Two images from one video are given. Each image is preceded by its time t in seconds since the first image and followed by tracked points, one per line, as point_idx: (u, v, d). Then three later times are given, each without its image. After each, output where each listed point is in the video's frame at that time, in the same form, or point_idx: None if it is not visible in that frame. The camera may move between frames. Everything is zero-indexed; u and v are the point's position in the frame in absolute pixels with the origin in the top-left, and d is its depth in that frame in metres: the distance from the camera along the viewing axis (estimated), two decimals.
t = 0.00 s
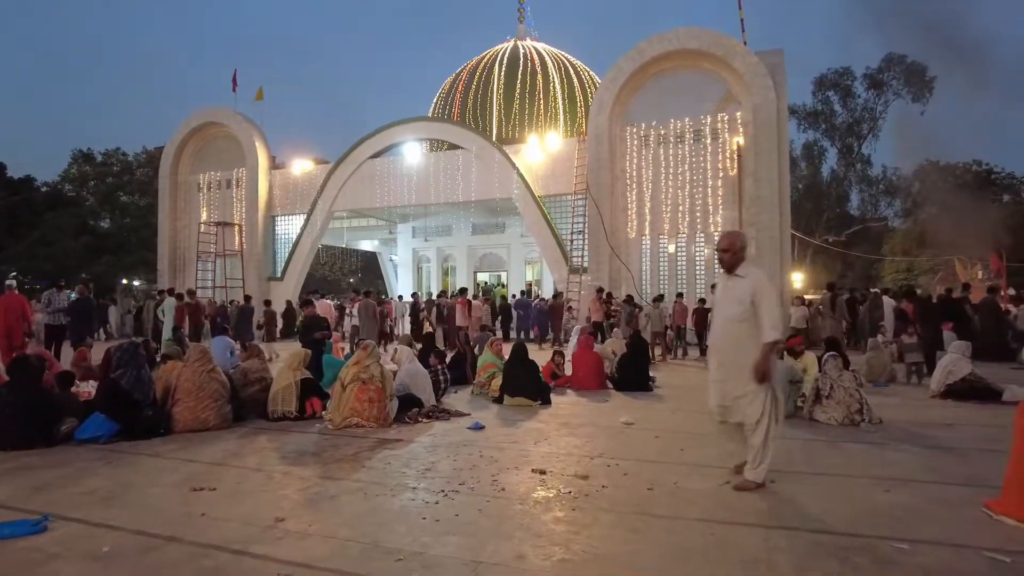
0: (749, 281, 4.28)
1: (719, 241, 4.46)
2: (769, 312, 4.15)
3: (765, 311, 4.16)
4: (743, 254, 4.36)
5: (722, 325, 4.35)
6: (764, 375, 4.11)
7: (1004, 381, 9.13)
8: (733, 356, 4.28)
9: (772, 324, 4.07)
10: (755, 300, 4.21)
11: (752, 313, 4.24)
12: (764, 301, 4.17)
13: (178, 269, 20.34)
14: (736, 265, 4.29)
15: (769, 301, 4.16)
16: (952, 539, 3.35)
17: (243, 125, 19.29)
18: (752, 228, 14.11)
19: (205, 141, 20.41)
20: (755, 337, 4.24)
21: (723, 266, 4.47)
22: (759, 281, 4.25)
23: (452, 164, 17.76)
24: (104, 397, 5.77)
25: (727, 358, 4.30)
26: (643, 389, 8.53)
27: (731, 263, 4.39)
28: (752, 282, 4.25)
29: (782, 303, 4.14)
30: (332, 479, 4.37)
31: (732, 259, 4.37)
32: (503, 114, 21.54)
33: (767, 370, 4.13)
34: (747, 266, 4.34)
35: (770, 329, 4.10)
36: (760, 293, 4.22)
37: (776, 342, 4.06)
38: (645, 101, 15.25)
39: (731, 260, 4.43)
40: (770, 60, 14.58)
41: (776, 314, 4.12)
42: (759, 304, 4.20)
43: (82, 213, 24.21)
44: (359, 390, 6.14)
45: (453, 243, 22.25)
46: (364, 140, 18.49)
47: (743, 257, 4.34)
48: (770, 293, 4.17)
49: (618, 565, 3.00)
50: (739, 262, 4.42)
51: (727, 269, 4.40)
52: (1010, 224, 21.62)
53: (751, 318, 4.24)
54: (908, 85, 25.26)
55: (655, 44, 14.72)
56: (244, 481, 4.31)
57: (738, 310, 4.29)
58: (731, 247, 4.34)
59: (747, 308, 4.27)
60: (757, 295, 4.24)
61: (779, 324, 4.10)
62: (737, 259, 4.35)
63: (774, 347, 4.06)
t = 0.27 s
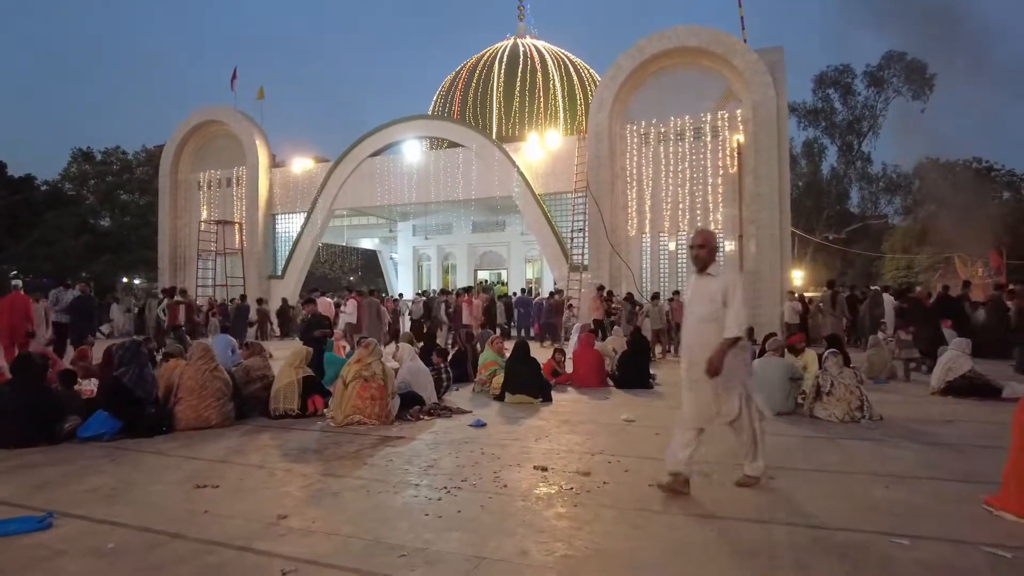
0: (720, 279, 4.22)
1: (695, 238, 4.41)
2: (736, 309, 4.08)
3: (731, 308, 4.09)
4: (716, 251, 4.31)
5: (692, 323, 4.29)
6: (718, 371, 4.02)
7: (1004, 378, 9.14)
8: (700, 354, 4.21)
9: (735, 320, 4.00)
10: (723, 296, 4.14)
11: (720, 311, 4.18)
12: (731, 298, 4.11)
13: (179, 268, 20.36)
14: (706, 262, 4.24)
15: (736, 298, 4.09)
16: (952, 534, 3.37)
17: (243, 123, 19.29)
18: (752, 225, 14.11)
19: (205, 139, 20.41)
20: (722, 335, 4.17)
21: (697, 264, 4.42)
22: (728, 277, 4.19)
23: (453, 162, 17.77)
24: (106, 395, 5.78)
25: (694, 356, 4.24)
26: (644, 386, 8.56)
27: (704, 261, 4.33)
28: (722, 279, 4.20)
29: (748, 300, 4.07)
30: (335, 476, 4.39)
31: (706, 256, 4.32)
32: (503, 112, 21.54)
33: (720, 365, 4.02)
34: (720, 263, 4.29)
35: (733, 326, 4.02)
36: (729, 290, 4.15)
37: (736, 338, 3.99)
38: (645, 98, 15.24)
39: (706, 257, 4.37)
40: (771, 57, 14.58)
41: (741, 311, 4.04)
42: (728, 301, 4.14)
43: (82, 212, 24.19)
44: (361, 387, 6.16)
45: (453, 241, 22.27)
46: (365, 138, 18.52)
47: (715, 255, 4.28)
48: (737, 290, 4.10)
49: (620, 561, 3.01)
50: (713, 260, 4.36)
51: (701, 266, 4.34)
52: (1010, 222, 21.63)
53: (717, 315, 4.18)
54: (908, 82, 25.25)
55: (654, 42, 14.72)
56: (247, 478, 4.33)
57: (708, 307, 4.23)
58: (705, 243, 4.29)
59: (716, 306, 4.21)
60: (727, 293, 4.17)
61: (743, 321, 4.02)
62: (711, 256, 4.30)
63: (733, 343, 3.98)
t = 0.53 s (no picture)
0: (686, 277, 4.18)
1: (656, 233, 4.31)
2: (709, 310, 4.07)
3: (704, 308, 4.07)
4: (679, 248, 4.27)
5: (657, 319, 4.18)
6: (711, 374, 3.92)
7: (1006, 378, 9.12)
8: (673, 353, 4.09)
9: (715, 320, 3.98)
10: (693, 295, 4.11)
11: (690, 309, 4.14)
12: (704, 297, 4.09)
13: (180, 266, 20.38)
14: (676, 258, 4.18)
15: (709, 298, 4.08)
16: (953, 536, 3.37)
17: (245, 122, 19.29)
18: (753, 224, 14.09)
19: (206, 138, 20.42)
20: (692, 335, 4.12)
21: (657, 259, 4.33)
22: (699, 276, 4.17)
23: (454, 161, 17.77)
24: (108, 394, 5.80)
25: (662, 353, 4.11)
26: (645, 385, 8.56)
27: (667, 256, 4.26)
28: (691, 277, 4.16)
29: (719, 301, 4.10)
30: (336, 476, 4.39)
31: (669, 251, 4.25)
32: (505, 110, 21.53)
33: (716, 371, 3.97)
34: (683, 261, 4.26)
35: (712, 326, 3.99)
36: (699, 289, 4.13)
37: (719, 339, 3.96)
38: (647, 97, 15.23)
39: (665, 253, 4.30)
40: (772, 56, 14.57)
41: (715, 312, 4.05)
42: (697, 300, 4.11)
43: (84, 210, 24.20)
44: (362, 387, 6.17)
45: (454, 239, 22.27)
46: (366, 136, 18.53)
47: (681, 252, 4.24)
48: (709, 290, 4.10)
49: (621, 562, 3.02)
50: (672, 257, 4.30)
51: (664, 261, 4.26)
52: (1012, 221, 21.60)
53: (687, 314, 4.13)
54: (911, 81, 25.21)
55: (655, 41, 14.70)
56: (248, 478, 4.33)
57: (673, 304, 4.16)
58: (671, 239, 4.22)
59: (683, 303, 4.15)
60: (694, 291, 4.15)
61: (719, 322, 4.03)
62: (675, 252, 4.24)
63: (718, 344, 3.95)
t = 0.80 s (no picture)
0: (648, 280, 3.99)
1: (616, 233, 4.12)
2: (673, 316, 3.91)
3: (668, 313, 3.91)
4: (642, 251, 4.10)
5: (616, 323, 3.99)
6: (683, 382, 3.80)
7: (1005, 377, 9.12)
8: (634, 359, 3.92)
9: (682, 327, 3.83)
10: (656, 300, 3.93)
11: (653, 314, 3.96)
12: (669, 302, 3.92)
13: (180, 266, 20.38)
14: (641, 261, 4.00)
15: (674, 304, 3.92)
16: (953, 536, 3.37)
17: (245, 121, 19.29)
18: (753, 224, 14.08)
19: (206, 137, 20.42)
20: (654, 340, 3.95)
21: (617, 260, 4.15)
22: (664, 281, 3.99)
23: (454, 160, 17.77)
24: (108, 394, 5.80)
25: (622, 359, 3.93)
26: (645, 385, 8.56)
27: (628, 258, 4.09)
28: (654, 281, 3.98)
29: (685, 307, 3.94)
30: (337, 475, 4.39)
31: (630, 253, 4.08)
32: (505, 110, 21.52)
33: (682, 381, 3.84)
34: (647, 264, 4.08)
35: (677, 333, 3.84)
36: (663, 293, 3.96)
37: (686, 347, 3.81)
38: (647, 97, 15.23)
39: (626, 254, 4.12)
40: (773, 55, 14.57)
41: (680, 319, 3.90)
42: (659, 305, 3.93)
43: (84, 209, 24.20)
44: (362, 387, 6.17)
45: (454, 239, 22.26)
46: (366, 136, 18.53)
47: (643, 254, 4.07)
48: (673, 296, 3.94)
49: (620, 562, 3.01)
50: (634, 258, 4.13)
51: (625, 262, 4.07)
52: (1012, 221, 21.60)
53: (650, 320, 3.96)
54: (911, 80, 25.19)
55: (656, 40, 14.69)
56: (248, 478, 4.33)
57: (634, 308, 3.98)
58: (633, 240, 4.04)
59: (644, 308, 3.97)
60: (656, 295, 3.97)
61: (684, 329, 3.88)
62: (637, 254, 4.06)
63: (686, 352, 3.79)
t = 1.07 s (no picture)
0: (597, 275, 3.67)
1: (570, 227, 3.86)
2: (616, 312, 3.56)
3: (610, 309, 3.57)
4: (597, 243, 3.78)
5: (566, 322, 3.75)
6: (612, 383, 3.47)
7: (1007, 377, 9.10)
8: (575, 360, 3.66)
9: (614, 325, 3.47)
10: (599, 295, 3.61)
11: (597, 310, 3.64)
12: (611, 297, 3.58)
13: (182, 266, 20.40)
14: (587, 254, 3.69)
15: (617, 298, 3.56)
16: (955, 537, 3.36)
17: (246, 121, 19.30)
18: (754, 224, 14.08)
19: (208, 137, 20.43)
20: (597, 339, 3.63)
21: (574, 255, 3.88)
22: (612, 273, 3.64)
23: (455, 160, 17.75)
24: (110, 394, 5.80)
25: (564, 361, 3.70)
26: (647, 385, 8.55)
27: (582, 252, 3.80)
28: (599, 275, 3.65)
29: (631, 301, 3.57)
30: (339, 476, 4.40)
31: (583, 246, 3.78)
32: (506, 110, 21.51)
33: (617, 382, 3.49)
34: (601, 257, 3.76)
35: (611, 330, 3.50)
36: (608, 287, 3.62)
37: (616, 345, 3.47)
38: (648, 96, 15.22)
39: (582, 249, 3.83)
40: (773, 55, 14.57)
41: (622, 315, 3.53)
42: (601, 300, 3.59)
43: (86, 209, 24.21)
44: (364, 386, 6.17)
45: (456, 239, 22.26)
46: (367, 136, 18.53)
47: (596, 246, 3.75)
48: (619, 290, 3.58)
49: (623, 563, 3.01)
50: (592, 251, 3.82)
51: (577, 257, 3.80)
52: (1013, 221, 21.59)
53: (596, 317, 3.64)
54: (913, 79, 25.16)
55: (657, 40, 14.68)
56: (251, 478, 4.33)
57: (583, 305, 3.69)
58: (583, 233, 3.75)
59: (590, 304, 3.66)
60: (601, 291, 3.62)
61: (623, 325, 3.52)
62: (588, 247, 3.76)
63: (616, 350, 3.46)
